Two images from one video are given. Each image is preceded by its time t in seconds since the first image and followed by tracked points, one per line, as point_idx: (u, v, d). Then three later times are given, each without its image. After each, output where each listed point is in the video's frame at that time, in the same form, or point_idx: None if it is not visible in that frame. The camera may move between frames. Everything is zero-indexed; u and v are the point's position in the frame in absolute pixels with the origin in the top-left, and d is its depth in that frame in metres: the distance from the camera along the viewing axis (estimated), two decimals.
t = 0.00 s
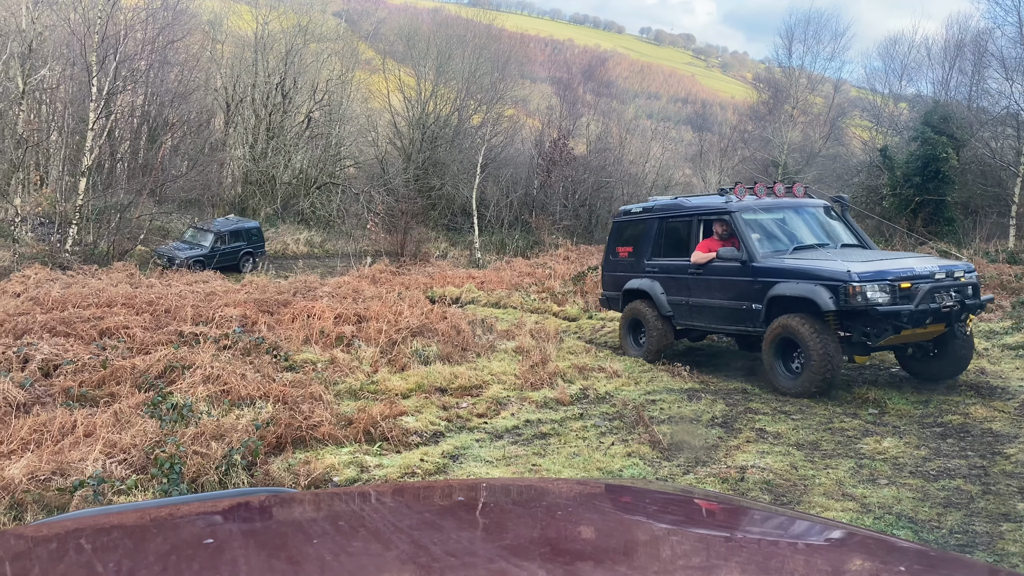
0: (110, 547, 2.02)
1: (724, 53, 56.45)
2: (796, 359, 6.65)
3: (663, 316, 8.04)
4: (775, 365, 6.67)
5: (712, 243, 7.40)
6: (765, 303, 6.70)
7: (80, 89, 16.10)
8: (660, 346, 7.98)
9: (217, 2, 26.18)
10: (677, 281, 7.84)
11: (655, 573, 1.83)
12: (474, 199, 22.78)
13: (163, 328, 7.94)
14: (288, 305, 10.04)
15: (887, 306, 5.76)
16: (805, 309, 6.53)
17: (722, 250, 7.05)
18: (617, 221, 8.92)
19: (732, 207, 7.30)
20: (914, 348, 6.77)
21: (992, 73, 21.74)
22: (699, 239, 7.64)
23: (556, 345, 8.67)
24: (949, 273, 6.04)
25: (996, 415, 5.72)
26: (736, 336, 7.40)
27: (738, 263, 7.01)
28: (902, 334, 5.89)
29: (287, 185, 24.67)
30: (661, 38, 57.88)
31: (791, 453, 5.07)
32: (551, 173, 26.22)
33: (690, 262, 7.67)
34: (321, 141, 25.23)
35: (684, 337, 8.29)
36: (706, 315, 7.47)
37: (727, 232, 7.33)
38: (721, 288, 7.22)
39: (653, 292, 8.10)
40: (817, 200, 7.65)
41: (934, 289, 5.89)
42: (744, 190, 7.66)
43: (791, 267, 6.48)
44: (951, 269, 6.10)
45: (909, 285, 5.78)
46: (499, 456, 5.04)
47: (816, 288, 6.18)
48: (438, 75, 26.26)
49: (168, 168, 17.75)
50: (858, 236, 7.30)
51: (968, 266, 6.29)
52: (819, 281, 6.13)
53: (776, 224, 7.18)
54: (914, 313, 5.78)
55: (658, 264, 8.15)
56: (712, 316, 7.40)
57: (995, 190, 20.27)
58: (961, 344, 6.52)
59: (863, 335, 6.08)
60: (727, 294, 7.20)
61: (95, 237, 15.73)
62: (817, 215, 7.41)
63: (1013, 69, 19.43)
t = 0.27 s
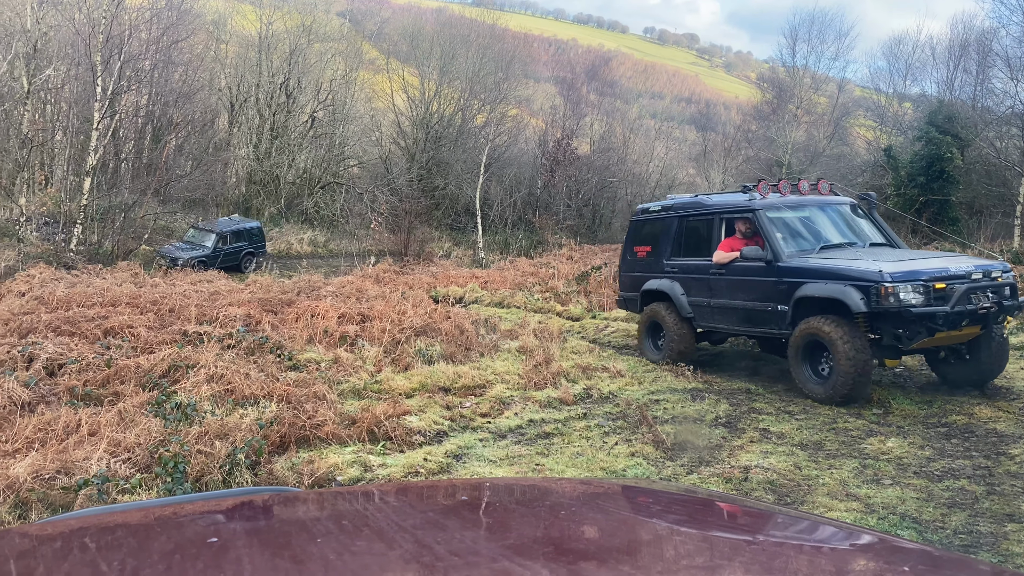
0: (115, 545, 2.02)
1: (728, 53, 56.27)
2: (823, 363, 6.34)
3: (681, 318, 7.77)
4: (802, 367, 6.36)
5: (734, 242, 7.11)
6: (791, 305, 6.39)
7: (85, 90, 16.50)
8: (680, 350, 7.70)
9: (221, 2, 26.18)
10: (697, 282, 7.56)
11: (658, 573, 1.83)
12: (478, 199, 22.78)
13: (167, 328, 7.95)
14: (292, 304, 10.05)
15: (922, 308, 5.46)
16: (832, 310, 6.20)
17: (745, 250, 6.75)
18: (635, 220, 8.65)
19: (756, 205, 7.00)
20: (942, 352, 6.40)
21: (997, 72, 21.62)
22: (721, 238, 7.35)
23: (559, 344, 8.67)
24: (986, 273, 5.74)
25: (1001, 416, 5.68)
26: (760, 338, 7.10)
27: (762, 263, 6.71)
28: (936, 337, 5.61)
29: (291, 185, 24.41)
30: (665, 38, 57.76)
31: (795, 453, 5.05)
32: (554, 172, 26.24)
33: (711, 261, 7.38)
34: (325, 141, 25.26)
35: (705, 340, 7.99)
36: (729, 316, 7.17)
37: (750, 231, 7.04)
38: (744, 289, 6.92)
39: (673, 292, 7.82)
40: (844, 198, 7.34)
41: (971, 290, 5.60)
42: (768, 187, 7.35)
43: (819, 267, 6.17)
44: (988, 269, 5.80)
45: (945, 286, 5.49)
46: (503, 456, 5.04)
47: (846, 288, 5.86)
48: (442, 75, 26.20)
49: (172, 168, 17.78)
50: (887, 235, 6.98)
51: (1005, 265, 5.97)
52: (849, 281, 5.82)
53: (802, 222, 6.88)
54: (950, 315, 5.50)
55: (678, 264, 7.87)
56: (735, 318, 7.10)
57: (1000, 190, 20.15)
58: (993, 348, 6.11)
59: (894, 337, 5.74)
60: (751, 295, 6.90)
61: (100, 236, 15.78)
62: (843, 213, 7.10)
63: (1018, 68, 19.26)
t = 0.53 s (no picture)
0: (123, 543, 2.03)
1: (736, 52, 55.93)
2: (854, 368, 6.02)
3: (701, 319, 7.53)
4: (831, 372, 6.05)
5: (762, 241, 6.82)
6: (821, 308, 6.04)
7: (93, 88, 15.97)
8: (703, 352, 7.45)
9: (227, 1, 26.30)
10: (722, 282, 7.27)
11: (664, 572, 1.81)
12: (484, 198, 22.79)
13: (174, 327, 7.99)
14: (299, 303, 10.08)
15: (961, 314, 5.09)
16: (864, 314, 5.90)
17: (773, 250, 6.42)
18: (660, 217, 8.38)
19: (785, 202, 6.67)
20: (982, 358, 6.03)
21: (1006, 71, 21.42)
22: (748, 237, 7.03)
23: (565, 343, 8.66)
24: None
25: (1011, 416, 5.62)
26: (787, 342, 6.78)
27: (791, 264, 6.38)
28: (975, 344, 5.24)
29: (298, 184, 24.78)
30: (672, 36, 57.58)
31: (802, 453, 5.02)
32: (561, 171, 26.30)
33: (738, 262, 7.07)
34: (332, 140, 25.36)
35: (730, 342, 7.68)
36: (755, 319, 6.86)
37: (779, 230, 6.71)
38: (771, 290, 6.60)
39: (698, 293, 7.55)
40: (878, 194, 6.95)
41: (1015, 296, 5.22)
42: (799, 183, 6.99)
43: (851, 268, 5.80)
44: None
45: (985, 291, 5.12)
46: (509, 455, 5.03)
47: (879, 292, 5.49)
48: (449, 74, 26.09)
49: (179, 167, 17.84)
50: (924, 234, 6.59)
51: None
52: (884, 284, 5.44)
53: (833, 221, 6.51)
54: (991, 322, 5.13)
55: (703, 263, 7.59)
56: (762, 321, 6.78)
57: (1009, 188, 19.94)
58: None
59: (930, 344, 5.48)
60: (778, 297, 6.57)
61: (108, 235, 15.87)
62: (878, 210, 6.68)
63: None
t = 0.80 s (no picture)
0: (134, 539, 2.03)
1: (746, 48, 55.38)
2: (893, 374, 5.68)
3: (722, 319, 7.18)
4: (868, 377, 5.74)
5: (792, 238, 6.46)
6: (857, 308, 5.71)
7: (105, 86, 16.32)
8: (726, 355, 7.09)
9: None
10: (750, 280, 6.92)
11: (673, 570, 1.80)
12: (493, 196, 22.78)
13: (185, 324, 8.04)
14: (308, 301, 10.11)
15: (1006, 314, 4.84)
16: (902, 315, 5.59)
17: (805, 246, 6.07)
18: (683, 213, 8.02)
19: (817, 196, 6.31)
20: None
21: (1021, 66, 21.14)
22: (777, 233, 6.68)
23: (574, 340, 8.65)
24: None
25: None
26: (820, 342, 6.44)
27: (823, 261, 6.03)
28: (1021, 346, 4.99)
29: (307, 182, 24.92)
30: (682, 33, 57.25)
31: (812, 451, 4.97)
32: (570, 168, 26.26)
33: (766, 259, 6.73)
34: (341, 137, 25.47)
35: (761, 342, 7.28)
36: (787, 319, 6.52)
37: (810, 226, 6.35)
38: (802, 289, 6.26)
39: (725, 292, 7.16)
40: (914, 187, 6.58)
41: None
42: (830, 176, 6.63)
43: (888, 266, 5.49)
44: None
45: None
46: (518, 452, 5.02)
47: (917, 290, 5.20)
48: (458, 71, 26.07)
49: (190, 165, 17.93)
50: (963, 229, 6.24)
51: None
52: (923, 282, 5.15)
53: (868, 216, 6.16)
54: None
55: (729, 261, 7.23)
56: (793, 321, 6.45)
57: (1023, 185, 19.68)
58: None
59: (973, 345, 5.19)
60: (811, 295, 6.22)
61: (119, 232, 16.00)
62: (915, 204, 6.33)
63: None
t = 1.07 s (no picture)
0: (149, 533, 2.04)
1: (761, 41, 54.72)
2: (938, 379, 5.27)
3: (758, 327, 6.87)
4: (909, 384, 5.34)
5: (825, 236, 6.19)
6: (896, 309, 5.42)
7: (118, 83, 16.48)
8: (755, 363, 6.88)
9: None
10: (782, 280, 6.66)
11: (685, 565, 1.77)
12: (505, 191, 22.74)
13: (199, 319, 8.10)
14: (321, 296, 10.16)
15: None
16: (947, 317, 5.21)
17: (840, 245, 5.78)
18: (711, 209, 7.77)
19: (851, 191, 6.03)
20: None
21: None
22: (810, 231, 6.40)
23: (586, 336, 8.62)
24: None
25: None
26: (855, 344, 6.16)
27: (859, 260, 5.76)
28: None
29: (320, 178, 24.98)
30: (695, 27, 56.76)
31: (825, 447, 4.91)
32: (582, 164, 26.18)
33: (798, 258, 6.46)
34: (354, 134, 25.53)
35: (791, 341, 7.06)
36: (821, 320, 6.25)
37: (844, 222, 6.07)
38: (837, 290, 5.98)
39: (755, 292, 6.90)
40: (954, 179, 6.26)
41: None
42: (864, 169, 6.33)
43: (929, 265, 5.19)
44: None
45: None
46: (529, 447, 5.01)
47: (963, 291, 4.88)
48: (470, 67, 26.01)
49: (203, 161, 18.04)
50: (1009, 223, 5.90)
51: None
52: (969, 282, 4.83)
53: (906, 211, 5.86)
54: None
55: (760, 259, 6.97)
56: (828, 322, 6.18)
57: None
58: None
59: None
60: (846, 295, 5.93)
61: (133, 228, 16.12)
62: (957, 198, 6.00)
63: None
